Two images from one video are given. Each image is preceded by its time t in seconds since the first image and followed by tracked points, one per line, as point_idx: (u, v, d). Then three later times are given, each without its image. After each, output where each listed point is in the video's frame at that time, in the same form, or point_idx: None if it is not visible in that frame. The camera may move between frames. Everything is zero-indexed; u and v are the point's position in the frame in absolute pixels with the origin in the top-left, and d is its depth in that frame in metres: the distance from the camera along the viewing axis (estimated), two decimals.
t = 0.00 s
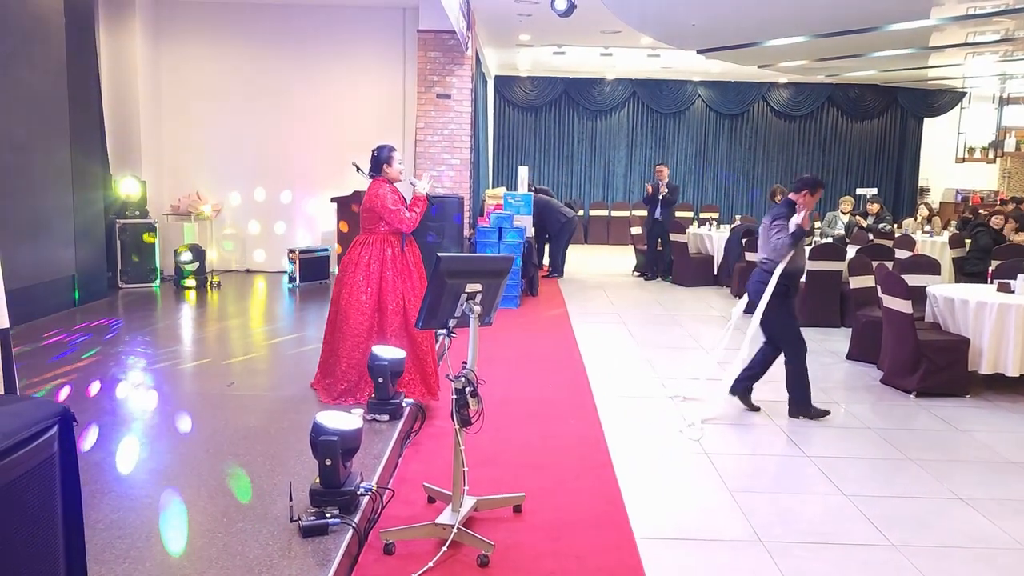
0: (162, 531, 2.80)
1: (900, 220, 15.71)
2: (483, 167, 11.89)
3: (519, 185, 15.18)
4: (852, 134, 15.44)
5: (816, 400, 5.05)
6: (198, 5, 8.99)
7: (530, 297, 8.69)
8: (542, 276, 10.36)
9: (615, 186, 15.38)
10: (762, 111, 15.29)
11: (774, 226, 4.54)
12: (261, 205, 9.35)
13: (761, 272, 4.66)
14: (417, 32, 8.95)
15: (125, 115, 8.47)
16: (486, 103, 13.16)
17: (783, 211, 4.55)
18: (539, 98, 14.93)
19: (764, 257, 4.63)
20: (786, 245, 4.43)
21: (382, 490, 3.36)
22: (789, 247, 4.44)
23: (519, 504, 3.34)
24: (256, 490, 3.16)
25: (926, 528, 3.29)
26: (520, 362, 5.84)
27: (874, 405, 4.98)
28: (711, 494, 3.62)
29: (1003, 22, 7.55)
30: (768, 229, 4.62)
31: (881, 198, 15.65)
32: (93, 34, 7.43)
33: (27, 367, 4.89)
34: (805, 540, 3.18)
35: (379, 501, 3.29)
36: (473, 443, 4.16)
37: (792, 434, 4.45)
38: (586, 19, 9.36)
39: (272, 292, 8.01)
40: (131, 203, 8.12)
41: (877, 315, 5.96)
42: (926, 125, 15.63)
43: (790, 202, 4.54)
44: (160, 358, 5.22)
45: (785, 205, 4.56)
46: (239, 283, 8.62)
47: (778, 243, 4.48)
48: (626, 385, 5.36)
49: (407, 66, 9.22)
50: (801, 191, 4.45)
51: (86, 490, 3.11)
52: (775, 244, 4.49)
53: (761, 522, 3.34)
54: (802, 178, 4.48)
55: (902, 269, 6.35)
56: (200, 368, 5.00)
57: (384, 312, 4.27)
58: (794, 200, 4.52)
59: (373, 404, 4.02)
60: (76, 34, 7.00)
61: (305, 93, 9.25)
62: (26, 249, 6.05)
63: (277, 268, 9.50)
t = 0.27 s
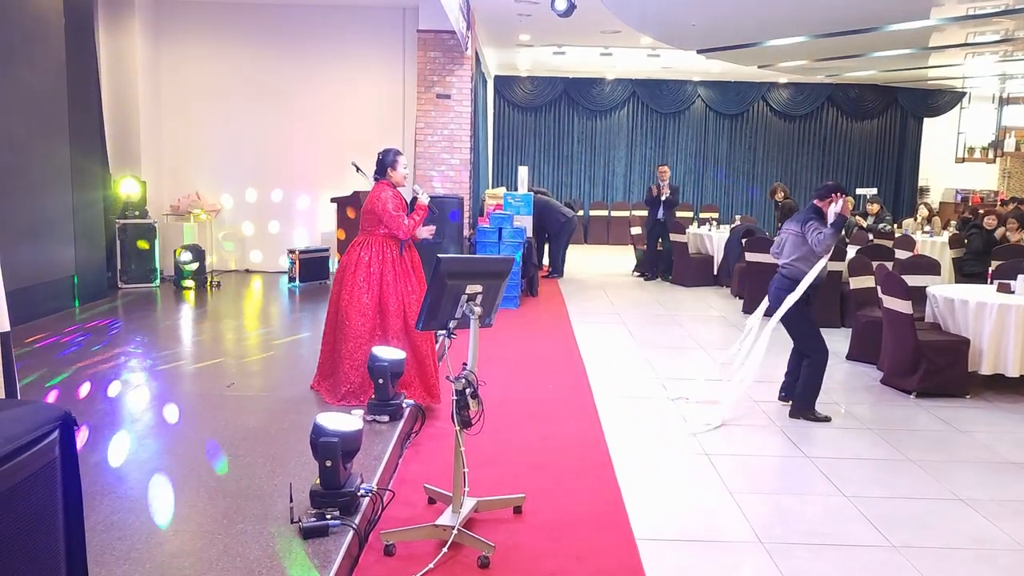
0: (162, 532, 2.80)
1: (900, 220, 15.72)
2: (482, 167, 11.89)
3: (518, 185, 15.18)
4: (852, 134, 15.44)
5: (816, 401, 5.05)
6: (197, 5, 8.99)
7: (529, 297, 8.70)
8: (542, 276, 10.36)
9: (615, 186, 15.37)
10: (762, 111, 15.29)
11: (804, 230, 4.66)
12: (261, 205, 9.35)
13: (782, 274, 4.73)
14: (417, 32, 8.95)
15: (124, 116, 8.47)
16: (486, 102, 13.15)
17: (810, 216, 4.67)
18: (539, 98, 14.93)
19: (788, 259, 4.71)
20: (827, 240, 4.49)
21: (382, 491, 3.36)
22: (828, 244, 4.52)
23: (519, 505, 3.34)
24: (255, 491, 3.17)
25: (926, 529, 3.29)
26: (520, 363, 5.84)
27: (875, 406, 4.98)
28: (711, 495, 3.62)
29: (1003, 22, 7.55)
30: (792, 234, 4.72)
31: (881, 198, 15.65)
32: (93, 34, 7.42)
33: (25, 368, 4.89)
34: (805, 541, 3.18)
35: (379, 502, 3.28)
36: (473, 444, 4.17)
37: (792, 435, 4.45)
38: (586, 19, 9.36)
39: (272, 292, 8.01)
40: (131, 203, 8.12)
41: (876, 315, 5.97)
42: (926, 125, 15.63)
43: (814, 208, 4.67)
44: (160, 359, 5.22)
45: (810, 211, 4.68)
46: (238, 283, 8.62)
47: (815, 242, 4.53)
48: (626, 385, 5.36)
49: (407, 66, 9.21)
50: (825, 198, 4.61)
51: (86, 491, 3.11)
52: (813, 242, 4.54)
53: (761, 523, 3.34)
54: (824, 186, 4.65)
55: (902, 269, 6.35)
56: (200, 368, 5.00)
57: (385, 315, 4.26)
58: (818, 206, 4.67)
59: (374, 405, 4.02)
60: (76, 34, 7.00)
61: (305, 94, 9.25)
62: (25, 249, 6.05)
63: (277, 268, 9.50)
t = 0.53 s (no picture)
0: (159, 532, 2.80)
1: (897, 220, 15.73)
2: (480, 166, 11.88)
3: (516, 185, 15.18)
4: (849, 134, 15.46)
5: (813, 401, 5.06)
6: (195, 5, 8.97)
7: (527, 297, 8.70)
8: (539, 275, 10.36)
9: (612, 186, 15.38)
10: (759, 110, 15.29)
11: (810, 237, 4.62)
12: (258, 204, 9.34)
13: (785, 279, 4.75)
14: (414, 32, 8.94)
15: (121, 116, 8.46)
16: (483, 102, 13.13)
17: (816, 222, 4.61)
18: (536, 98, 14.92)
19: (792, 265, 4.72)
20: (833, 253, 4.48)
21: (379, 491, 3.36)
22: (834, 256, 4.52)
23: (516, 505, 3.34)
24: (252, 491, 3.16)
25: (923, 529, 3.29)
26: (517, 363, 5.84)
27: (872, 405, 4.99)
28: (709, 495, 3.62)
29: (1000, 22, 7.55)
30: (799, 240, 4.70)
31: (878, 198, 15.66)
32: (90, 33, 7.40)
33: (22, 368, 4.88)
34: (802, 541, 3.18)
35: (376, 502, 3.28)
36: (470, 443, 4.17)
37: (789, 435, 4.46)
38: (583, 19, 9.36)
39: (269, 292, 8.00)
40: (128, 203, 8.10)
41: (873, 315, 5.97)
42: (923, 125, 15.65)
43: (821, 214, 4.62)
44: (157, 359, 5.21)
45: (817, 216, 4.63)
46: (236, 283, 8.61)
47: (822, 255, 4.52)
48: (623, 385, 5.36)
49: (404, 66, 9.20)
50: (833, 204, 4.57)
51: (83, 491, 3.10)
52: (818, 254, 4.53)
53: (759, 522, 3.34)
54: (832, 192, 4.59)
55: (898, 269, 6.36)
56: (197, 368, 5.00)
57: (377, 314, 4.25)
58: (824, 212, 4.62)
59: (371, 404, 4.02)
60: (73, 34, 6.99)
61: (302, 93, 9.23)
62: (22, 249, 6.04)
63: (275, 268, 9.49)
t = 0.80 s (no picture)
0: (152, 533, 2.79)
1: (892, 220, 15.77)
2: (475, 166, 11.88)
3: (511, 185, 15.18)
4: (844, 134, 15.49)
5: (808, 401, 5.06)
6: (190, 4, 8.96)
7: (522, 296, 8.70)
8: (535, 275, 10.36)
9: (608, 186, 15.38)
10: (755, 110, 15.31)
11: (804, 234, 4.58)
12: (252, 204, 9.31)
13: (779, 273, 4.75)
14: (410, 32, 8.93)
15: (115, 115, 8.43)
16: (478, 102, 13.13)
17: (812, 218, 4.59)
18: (532, 98, 14.92)
19: (786, 258, 4.72)
20: (821, 254, 4.45)
21: (374, 491, 3.35)
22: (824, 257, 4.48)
23: (511, 505, 3.34)
24: (247, 492, 3.15)
25: (917, 528, 3.29)
26: (513, 363, 5.84)
27: (866, 404, 4.99)
28: (703, 495, 3.62)
29: (995, 22, 7.57)
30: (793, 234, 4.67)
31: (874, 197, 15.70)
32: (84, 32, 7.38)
33: (15, 368, 4.87)
34: (797, 541, 3.18)
35: (370, 502, 3.27)
36: (465, 444, 4.16)
37: (783, 434, 4.46)
38: (578, 19, 9.37)
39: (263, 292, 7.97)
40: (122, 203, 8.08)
41: (868, 314, 5.98)
42: (918, 124, 15.68)
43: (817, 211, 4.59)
44: (151, 359, 5.19)
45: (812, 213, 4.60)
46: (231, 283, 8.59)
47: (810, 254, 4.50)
48: (619, 385, 5.36)
49: (400, 66, 9.19)
50: (829, 201, 4.53)
51: (75, 492, 3.08)
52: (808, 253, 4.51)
53: (753, 522, 3.34)
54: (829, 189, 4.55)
55: (893, 268, 6.37)
56: (191, 368, 4.98)
57: (371, 314, 4.24)
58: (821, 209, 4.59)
59: (366, 404, 4.01)
60: (67, 34, 6.97)
61: (298, 93, 9.21)
62: (15, 249, 6.01)
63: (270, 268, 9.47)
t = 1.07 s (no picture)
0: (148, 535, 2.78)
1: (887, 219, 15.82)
2: (471, 166, 11.88)
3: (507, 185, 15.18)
4: (839, 134, 15.53)
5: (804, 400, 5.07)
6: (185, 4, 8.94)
7: (518, 297, 8.70)
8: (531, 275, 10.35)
9: (604, 186, 15.40)
10: (750, 111, 15.35)
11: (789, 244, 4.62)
12: (248, 204, 9.30)
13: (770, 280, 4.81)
14: (405, 32, 8.93)
15: (110, 115, 8.41)
16: (474, 102, 13.13)
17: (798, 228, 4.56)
18: (528, 98, 14.93)
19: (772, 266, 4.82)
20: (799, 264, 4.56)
21: (371, 492, 3.35)
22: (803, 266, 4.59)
23: (508, 506, 3.34)
24: (243, 493, 3.15)
25: (913, 528, 3.30)
26: (509, 363, 5.84)
27: (862, 404, 5.00)
28: (700, 495, 3.62)
29: (989, 23, 7.59)
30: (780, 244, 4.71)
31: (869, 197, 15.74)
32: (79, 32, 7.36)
33: (10, 369, 4.85)
34: (793, 541, 3.18)
35: (367, 503, 3.27)
36: (462, 444, 4.16)
37: (779, 434, 4.47)
38: (574, 19, 9.37)
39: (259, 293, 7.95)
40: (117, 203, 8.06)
41: (863, 314, 5.99)
42: (912, 124, 15.73)
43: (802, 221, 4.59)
44: (146, 360, 5.18)
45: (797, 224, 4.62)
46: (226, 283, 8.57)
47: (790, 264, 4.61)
48: (615, 385, 5.37)
49: (395, 66, 9.18)
50: (814, 214, 4.47)
51: (71, 494, 3.08)
52: (787, 262, 4.63)
53: (750, 523, 3.34)
54: (814, 200, 4.49)
55: (888, 268, 6.38)
56: (187, 369, 4.98)
57: (365, 316, 4.24)
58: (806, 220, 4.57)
59: (362, 405, 4.01)
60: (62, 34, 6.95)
61: (293, 94, 9.20)
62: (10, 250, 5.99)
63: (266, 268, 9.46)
